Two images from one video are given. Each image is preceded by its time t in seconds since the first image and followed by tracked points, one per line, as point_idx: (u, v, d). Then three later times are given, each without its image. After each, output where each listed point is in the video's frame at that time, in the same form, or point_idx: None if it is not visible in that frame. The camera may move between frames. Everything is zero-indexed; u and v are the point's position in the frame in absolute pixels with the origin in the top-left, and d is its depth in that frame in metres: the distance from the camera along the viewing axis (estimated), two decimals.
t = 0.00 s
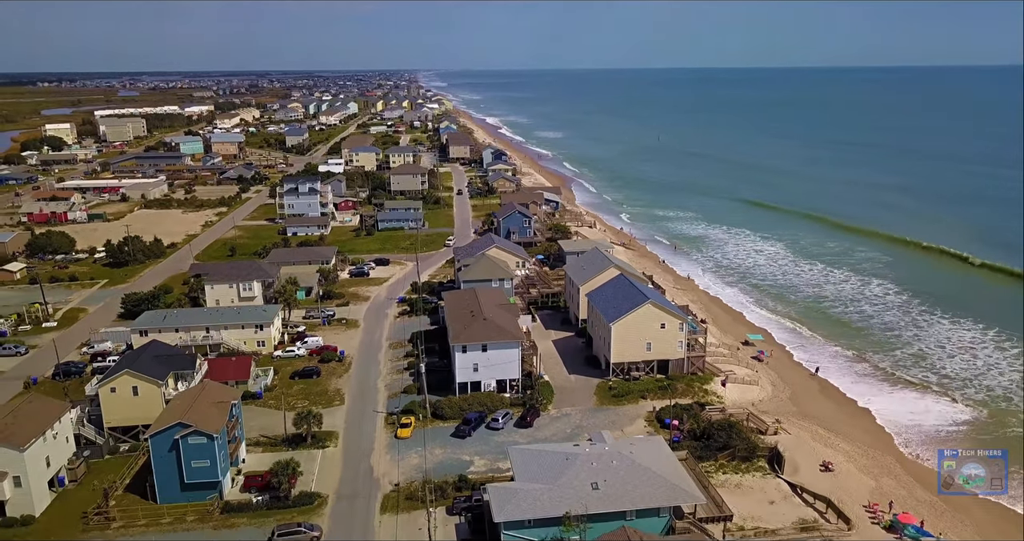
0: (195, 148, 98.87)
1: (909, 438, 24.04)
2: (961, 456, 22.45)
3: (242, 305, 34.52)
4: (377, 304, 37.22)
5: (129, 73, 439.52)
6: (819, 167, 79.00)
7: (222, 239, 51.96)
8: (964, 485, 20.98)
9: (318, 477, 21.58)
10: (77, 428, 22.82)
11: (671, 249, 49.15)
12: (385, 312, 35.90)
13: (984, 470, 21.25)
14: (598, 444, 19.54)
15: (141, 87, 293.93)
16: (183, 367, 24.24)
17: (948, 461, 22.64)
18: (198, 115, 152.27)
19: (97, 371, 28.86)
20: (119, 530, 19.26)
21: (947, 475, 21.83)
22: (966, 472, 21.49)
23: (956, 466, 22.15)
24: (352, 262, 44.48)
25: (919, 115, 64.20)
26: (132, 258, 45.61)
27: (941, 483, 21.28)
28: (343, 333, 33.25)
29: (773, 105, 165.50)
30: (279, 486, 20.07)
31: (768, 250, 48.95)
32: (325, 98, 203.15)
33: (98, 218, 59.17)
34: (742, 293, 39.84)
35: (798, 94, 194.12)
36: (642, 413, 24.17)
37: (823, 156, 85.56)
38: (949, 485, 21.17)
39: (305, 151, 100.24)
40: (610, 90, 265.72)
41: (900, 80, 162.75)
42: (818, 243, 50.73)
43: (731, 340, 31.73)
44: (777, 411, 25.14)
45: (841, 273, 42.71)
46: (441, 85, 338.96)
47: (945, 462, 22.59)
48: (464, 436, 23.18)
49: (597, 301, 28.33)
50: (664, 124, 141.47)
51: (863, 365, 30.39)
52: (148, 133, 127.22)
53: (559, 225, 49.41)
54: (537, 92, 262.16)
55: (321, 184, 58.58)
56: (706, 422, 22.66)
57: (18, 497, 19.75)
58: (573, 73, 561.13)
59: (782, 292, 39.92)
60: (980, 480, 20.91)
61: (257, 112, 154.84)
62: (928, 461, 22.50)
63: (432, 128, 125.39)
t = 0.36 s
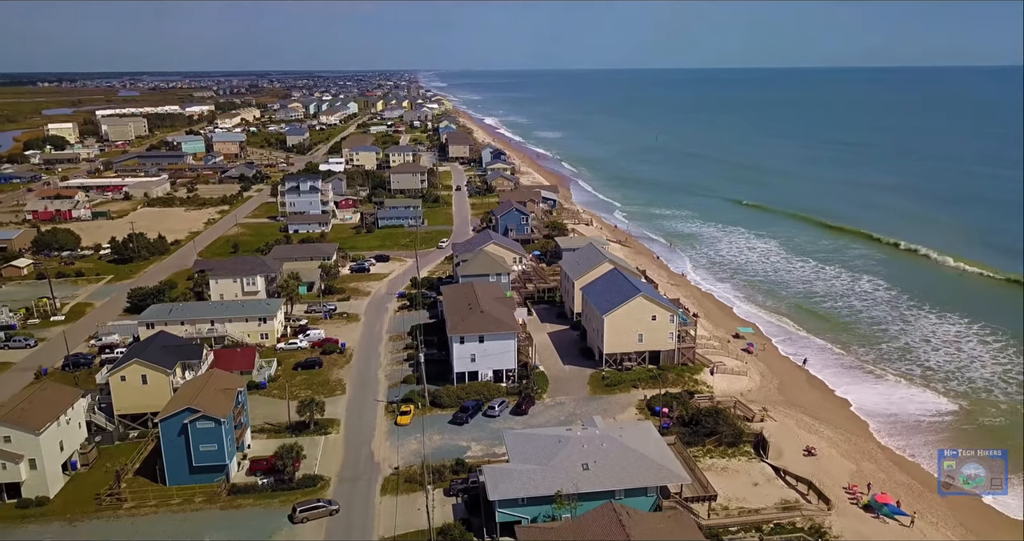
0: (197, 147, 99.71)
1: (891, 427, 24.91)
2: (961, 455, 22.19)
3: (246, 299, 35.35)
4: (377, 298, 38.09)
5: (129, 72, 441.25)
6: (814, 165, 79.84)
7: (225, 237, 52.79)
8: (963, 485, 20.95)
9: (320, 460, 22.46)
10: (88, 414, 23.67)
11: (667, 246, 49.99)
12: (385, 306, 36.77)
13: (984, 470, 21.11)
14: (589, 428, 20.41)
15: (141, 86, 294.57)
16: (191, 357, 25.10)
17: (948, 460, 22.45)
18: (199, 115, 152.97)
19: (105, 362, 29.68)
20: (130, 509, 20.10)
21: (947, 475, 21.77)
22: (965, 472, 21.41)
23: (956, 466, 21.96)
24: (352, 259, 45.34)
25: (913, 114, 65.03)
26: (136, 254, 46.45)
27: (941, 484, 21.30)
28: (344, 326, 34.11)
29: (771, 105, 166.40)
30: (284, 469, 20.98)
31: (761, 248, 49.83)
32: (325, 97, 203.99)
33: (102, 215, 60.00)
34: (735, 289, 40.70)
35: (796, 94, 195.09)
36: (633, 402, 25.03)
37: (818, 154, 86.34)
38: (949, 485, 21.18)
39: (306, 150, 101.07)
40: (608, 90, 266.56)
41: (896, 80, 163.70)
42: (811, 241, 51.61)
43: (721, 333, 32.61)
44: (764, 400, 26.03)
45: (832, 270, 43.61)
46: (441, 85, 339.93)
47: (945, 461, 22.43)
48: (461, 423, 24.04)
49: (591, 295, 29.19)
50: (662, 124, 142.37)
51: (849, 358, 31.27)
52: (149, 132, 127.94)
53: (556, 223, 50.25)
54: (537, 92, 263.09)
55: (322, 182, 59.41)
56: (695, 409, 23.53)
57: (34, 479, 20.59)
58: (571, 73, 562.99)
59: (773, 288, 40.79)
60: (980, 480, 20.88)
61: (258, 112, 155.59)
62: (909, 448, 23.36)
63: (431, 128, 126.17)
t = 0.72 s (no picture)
0: (199, 147, 100.65)
1: (875, 416, 25.78)
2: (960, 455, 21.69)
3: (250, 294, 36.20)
4: (377, 293, 38.98)
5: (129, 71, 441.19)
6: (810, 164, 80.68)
7: (228, 234, 53.66)
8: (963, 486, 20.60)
9: (324, 446, 23.36)
10: (100, 403, 24.52)
11: (662, 243, 50.79)
12: (386, 301, 37.63)
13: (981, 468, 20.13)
14: (582, 414, 21.24)
15: (142, 85, 295.58)
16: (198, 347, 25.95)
17: (949, 460, 22.15)
18: (200, 115, 153.92)
19: (114, 354, 30.52)
20: (142, 491, 20.97)
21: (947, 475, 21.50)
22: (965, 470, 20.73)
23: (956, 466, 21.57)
24: (353, 255, 46.19)
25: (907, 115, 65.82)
26: (141, 251, 47.30)
27: (941, 484, 21.16)
28: (346, 320, 34.99)
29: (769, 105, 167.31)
30: (289, 453, 21.90)
31: (754, 245, 50.64)
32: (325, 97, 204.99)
33: (107, 213, 60.88)
34: (727, 285, 41.53)
35: (794, 94, 195.99)
36: (626, 391, 25.86)
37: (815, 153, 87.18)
38: (949, 485, 20.99)
39: (307, 149, 102.02)
40: (607, 90, 267.35)
41: (894, 80, 164.43)
42: (804, 237, 52.40)
43: (713, 326, 33.47)
44: (752, 389, 26.90)
45: (824, 266, 44.40)
46: (441, 85, 340.83)
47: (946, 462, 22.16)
48: (459, 411, 24.89)
49: (585, 288, 30.06)
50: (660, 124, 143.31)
51: (837, 351, 32.07)
52: (152, 132, 128.88)
53: (553, 220, 51.10)
54: (537, 92, 264.28)
55: (323, 181, 60.26)
56: (684, 397, 24.39)
57: (49, 462, 21.45)
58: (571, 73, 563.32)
59: (763, 284, 41.56)
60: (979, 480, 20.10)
61: (259, 112, 156.51)
62: (891, 435, 24.22)
63: (431, 127, 127.05)
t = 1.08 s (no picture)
0: (200, 147, 101.51)
1: (860, 407, 26.61)
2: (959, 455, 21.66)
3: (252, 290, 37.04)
4: (378, 290, 39.85)
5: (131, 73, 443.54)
6: (805, 164, 81.63)
7: (230, 232, 54.50)
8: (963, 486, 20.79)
9: (326, 434, 24.24)
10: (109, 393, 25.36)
11: (658, 241, 51.61)
12: (386, 297, 38.48)
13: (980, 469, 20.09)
14: (574, 403, 22.08)
15: (143, 86, 296.50)
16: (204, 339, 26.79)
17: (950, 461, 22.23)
18: (202, 116, 154.85)
19: (121, 347, 31.38)
20: (151, 476, 21.81)
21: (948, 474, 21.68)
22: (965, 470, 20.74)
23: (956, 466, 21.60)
24: (354, 253, 47.05)
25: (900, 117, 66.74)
26: (145, 248, 48.15)
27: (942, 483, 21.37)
28: (347, 315, 35.86)
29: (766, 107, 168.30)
30: (292, 440, 22.75)
31: (748, 243, 51.45)
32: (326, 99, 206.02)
33: (111, 212, 61.72)
34: (720, 282, 42.31)
35: (792, 96, 197.19)
36: (619, 382, 26.72)
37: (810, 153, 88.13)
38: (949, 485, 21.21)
39: (308, 150, 102.92)
40: (606, 91, 268.31)
41: (890, 82, 165.40)
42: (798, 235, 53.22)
43: (705, 321, 34.33)
44: (741, 381, 27.77)
45: (815, 264, 45.21)
46: (441, 86, 341.89)
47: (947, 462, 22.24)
48: (457, 401, 25.75)
49: (580, 284, 30.93)
50: (659, 125, 144.26)
51: (827, 346, 32.87)
52: (153, 133, 129.77)
53: (551, 218, 51.99)
54: (536, 93, 265.47)
55: (324, 181, 61.12)
56: (674, 387, 25.28)
57: (61, 448, 22.29)
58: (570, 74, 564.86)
59: (756, 282, 42.32)
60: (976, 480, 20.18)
61: (260, 113, 157.41)
62: (874, 426, 25.06)
63: (431, 128, 127.98)
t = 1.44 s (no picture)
0: (202, 146, 102.42)
1: (845, 396, 27.51)
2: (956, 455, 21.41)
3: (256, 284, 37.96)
4: (378, 284, 40.80)
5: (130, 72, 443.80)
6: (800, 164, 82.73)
7: (233, 229, 55.42)
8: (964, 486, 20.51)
9: (328, 420, 25.20)
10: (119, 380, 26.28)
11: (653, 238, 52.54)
12: (385, 292, 39.43)
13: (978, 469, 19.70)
14: (567, 390, 23.03)
15: (144, 86, 297.58)
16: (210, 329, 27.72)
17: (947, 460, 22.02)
18: (203, 115, 155.78)
19: (129, 339, 32.30)
20: (161, 459, 22.76)
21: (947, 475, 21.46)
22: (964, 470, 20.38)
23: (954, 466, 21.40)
24: (355, 249, 47.96)
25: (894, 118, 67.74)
26: (149, 245, 49.05)
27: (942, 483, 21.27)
28: (348, 308, 36.82)
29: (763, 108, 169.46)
30: (297, 425, 23.69)
31: (741, 240, 52.38)
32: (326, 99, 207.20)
33: (114, 210, 62.62)
34: (713, 277, 43.21)
35: (789, 97, 198.54)
36: (611, 372, 27.65)
37: (805, 154, 89.25)
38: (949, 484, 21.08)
39: (308, 149, 103.91)
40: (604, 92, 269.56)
41: (886, 84, 166.72)
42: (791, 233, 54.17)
43: (696, 314, 35.30)
44: (729, 371, 28.71)
45: (807, 260, 46.10)
46: (440, 86, 343.00)
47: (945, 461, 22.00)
48: (455, 389, 26.70)
49: (575, 277, 31.86)
50: (656, 125, 145.28)
51: (816, 339, 33.75)
52: (155, 132, 130.67)
53: (548, 216, 52.95)
54: (534, 94, 266.79)
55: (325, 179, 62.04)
56: (664, 375, 26.25)
57: (75, 433, 23.24)
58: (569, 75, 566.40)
59: (748, 278, 43.21)
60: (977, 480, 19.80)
61: (260, 113, 158.36)
62: (857, 414, 25.97)
63: (430, 128, 129.01)
